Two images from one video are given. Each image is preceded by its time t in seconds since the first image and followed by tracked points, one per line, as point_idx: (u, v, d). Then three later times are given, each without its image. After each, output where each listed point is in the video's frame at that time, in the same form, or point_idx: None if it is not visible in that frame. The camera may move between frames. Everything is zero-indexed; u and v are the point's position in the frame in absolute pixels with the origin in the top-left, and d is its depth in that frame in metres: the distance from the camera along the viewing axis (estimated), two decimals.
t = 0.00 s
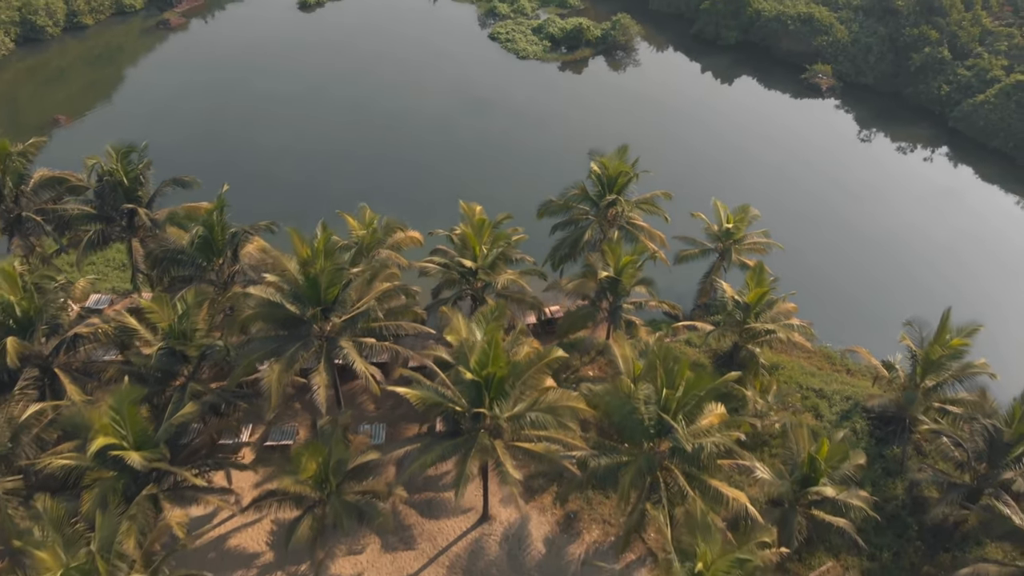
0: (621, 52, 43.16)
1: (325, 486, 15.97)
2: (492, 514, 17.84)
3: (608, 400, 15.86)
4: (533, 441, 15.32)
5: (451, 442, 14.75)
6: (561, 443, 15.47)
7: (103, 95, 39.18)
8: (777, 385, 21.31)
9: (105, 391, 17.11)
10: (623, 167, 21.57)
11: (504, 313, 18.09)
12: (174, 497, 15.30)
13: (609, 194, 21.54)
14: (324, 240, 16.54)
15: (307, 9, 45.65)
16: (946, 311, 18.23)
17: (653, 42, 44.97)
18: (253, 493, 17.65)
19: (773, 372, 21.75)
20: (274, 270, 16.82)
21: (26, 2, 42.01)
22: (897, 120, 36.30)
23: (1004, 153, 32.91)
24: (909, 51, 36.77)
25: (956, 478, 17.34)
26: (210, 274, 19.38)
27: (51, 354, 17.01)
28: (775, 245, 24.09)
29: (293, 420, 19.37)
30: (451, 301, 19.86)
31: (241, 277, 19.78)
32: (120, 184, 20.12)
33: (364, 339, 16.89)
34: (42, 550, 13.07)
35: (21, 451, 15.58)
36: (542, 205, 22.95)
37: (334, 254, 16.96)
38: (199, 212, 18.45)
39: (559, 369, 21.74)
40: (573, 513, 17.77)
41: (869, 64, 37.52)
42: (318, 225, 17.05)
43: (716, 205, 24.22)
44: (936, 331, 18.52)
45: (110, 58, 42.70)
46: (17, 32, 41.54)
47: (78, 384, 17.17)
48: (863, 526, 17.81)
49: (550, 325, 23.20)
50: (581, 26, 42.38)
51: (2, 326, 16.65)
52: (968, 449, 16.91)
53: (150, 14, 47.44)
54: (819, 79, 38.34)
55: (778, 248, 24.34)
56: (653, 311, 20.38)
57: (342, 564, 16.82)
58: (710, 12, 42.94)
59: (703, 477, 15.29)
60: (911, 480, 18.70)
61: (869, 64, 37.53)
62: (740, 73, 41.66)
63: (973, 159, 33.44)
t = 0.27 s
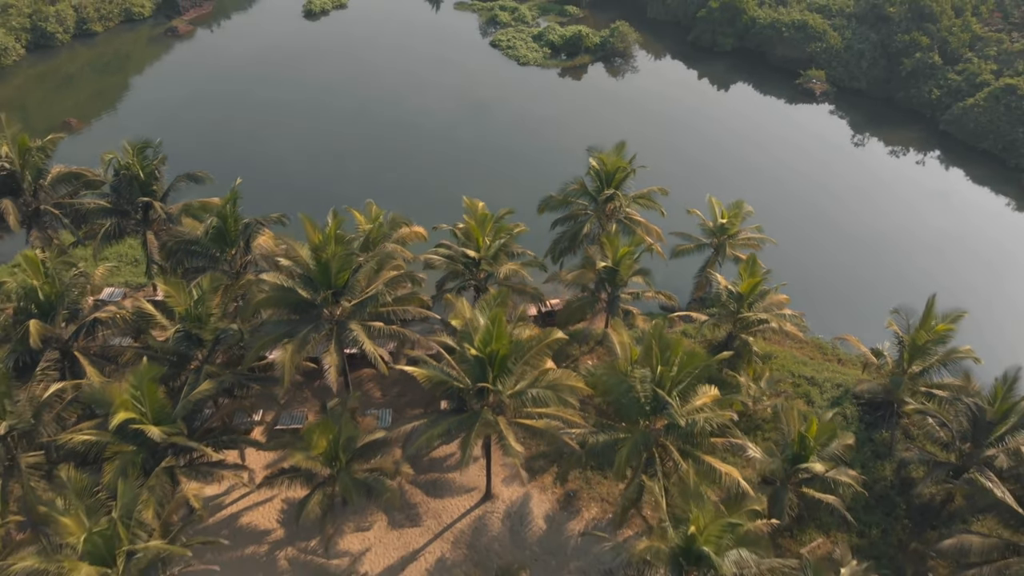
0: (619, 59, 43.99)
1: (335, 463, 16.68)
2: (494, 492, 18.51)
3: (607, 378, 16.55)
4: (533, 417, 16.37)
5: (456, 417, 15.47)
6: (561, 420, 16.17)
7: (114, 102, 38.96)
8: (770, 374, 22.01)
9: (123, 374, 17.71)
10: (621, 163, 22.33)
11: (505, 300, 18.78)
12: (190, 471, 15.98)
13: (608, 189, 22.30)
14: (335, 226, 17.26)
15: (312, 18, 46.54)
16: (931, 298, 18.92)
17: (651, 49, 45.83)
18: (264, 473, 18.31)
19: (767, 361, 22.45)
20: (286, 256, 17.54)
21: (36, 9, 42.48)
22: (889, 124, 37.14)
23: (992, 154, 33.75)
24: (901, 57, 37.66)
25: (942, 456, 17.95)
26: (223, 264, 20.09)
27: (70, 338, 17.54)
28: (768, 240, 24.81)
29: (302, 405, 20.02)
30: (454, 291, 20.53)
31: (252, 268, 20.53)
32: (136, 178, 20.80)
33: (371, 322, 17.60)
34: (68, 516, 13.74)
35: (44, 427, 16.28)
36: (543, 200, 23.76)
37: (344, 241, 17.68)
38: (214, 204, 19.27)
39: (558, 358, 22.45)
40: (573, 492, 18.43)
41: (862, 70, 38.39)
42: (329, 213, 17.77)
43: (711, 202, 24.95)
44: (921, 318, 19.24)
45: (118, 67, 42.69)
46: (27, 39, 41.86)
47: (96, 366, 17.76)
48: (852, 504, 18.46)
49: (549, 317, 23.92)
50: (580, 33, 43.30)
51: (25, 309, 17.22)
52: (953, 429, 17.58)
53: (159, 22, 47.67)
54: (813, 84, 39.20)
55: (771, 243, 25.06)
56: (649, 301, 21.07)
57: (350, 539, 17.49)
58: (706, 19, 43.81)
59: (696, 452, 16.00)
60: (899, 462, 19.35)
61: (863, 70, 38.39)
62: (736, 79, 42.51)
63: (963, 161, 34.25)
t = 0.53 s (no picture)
0: (618, 64, 44.57)
1: (343, 443, 17.31)
2: (496, 476, 19.10)
3: (605, 363, 17.16)
4: (534, 400, 16.98)
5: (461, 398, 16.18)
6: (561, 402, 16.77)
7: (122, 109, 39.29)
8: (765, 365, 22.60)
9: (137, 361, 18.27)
10: (619, 160, 23.01)
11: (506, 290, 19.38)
12: (202, 451, 16.57)
13: (606, 185, 22.96)
14: (343, 216, 17.90)
15: (316, 25, 47.35)
16: (919, 288, 19.50)
17: (646, 57, 46.49)
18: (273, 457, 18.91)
19: (761, 352, 23.04)
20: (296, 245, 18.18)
21: (45, 15, 43.08)
22: (882, 127, 37.87)
23: (984, 156, 34.49)
24: (894, 62, 38.42)
25: (929, 440, 18.49)
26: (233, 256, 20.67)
27: (87, 325, 18.09)
28: (762, 236, 25.44)
29: (309, 392, 20.60)
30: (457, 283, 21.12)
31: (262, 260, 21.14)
32: (149, 173, 21.39)
33: (378, 310, 18.28)
34: (88, 489, 14.36)
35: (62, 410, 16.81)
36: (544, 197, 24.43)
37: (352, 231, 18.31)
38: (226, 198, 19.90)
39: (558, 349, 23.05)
40: (573, 476, 19.03)
41: (856, 75, 39.13)
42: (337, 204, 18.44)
43: (707, 199, 25.58)
44: (909, 307, 19.76)
45: (123, 74, 42.94)
46: (37, 44, 42.43)
47: (111, 353, 18.31)
48: (843, 487, 19.02)
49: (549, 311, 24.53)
50: (580, 40, 44.10)
51: (44, 297, 17.82)
52: (941, 414, 18.15)
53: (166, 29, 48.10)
54: (808, 89, 39.85)
55: (765, 240, 25.69)
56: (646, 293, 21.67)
57: (358, 520, 18.06)
58: (703, 26, 44.56)
59: (691, 433, 16.62)
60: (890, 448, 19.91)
61: (856, 75, 39.13)
62: (733, 84, 43.27)
63: (955, 163, 34.95)
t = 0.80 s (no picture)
0: (617, 71, 45.34)
1: (350, 426, 17.95)
2: (498, 460, 19.72)
3: (603, 348, 17.81)
4: (534, 383, 17.62)
5: (465, 380, 16.84)
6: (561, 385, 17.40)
7: (130, 114, 39.90)
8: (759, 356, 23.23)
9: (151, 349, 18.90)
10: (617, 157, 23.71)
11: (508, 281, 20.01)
12: (215, 432, 17.17)
13: (605, 182, 23.65)
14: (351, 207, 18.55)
15: (320, 32, 48.18)
16: (906, 279, 20.12)
17: (644, 63, 47.23)
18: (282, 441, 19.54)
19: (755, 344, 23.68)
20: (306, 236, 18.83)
21: (54, 22, 43.83)
22: (876, 130, 38.61)
23: (975, 158, 35.24)
24: (887, 66, 39.19)
25: (916, 425, 19.03)
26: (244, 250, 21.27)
27: (103, 314, 18.77)
28: (756, 234, 26.09)
29: (317, 380, 21.20)
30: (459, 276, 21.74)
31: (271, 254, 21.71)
32: (162, 169, 21.99)
33: (385, 299, 18.98)
34: (106, 464, 15.02)
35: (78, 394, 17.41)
36: (545, 194, 25.10)
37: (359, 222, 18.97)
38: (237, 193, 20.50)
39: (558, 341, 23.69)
40: (572, 460, 19.63)
41: (850, 80, 39.87)
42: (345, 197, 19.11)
43: (703, 198, 26.25)
44: (898, 297, 20.36)
45: (130, 80, 43.50)
46: (45, 50, 43.13)
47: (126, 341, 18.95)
48: (834, 470, 19.60)
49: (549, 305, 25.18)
50: (579, 46, 44.91)
51: (63, 285, 18.50)
52: (928, 399, 18.75)
53: (172, 35, 48.75)
54: (803, 94, 40.79)
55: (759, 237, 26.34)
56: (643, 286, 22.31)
57: (364, 502, 18.65)
58: (700, 32, 45.35)
59: (685, 415, 17.25)
60: (880, 434, 20.46)
61: (850, 80, 39.88)
62: (729, 89, 44.03)
63: (947, 164, 35.67)
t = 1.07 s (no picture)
0: (615, 78, 46.36)
1: (359, 409, 18.73)
2: (501, 443, 20.46)
3: (600, 333, 18.58)
4: (537, 366, 18.43)
5: (470, 362, 17.62)
6: (561, 368, 18.27)
7: (138, 119, 40.69)
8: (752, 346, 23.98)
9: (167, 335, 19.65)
10: (614, 156, 24.57)
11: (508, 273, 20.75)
12: (229, 413, 17.88)
13: (604, 178, 24.49)
14: (361, 198, 19.36)
15: (325, 40, 49.14)
16: (892, 269, 20.90)
17: (642, 71, 48.14)
18: (294, 427, 20.27)
19: (749, 335, 24.48)
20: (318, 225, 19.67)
21: (64, 30, 44.71)
22: (869, 134, 39.49)
23: (965, 160, 36.13)
24: (879, 72, 40.06)
25: (903, 408, 19.79)
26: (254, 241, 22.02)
27: (121, 302, 19.54)
28: (749, 230, 26.88)
29: (325, 368, 21.91)
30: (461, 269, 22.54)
31: (280, 247, 22.46)
32: (177, 166, 22.74)
33: (392, 287, 19.78)
34: (128, 439, 15.75)
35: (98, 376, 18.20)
36: (545, 192, 25.89)
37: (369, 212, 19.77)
38: (250, 187, 21.29)
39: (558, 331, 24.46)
40: (571, 443, 20.35)
41: (843, 86, 40.78)
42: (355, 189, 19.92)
43: (698, 195, 27.04)
44: (885, 287, 21.12)
45: (137, 88, 44.30)
46: (56, 56, 43.95)
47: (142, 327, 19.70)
48: (825, 453, 20.31)
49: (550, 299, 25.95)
50: (579, 54, 45.85)
51: (82, 274, 19.29)
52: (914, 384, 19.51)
53: (180, 43, 49.56)
54: (797, 100, 41.76)
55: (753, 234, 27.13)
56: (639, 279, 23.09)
57: (372, 482, 19.37)
58: (697, 40, 46.28)
59: (680, 396, 18.00)
60: (868, 419, 21.13)
61: (843, 86, 40.79)
62: (726, 96, 44.92)
63: (938, 167, 36.54)
